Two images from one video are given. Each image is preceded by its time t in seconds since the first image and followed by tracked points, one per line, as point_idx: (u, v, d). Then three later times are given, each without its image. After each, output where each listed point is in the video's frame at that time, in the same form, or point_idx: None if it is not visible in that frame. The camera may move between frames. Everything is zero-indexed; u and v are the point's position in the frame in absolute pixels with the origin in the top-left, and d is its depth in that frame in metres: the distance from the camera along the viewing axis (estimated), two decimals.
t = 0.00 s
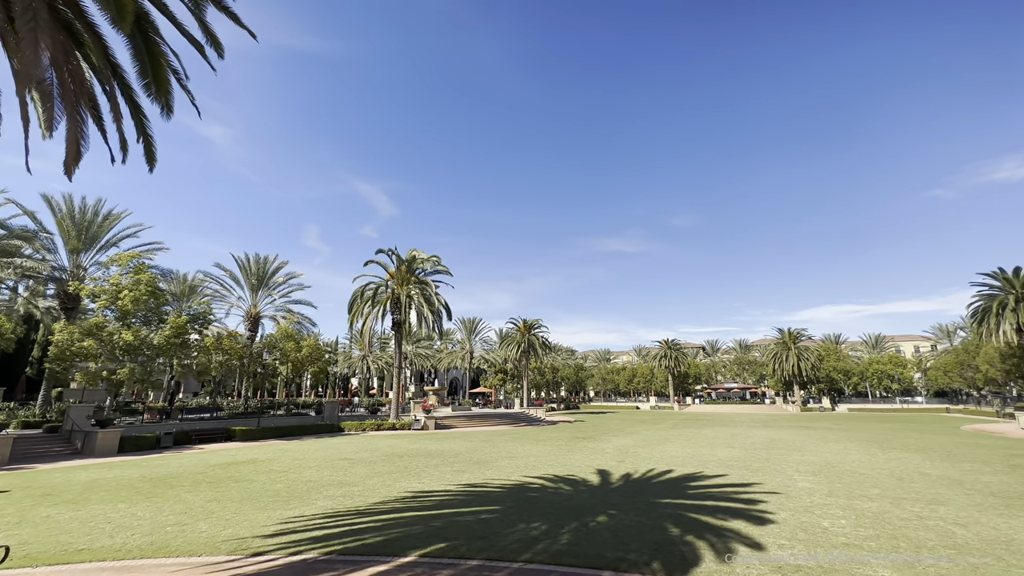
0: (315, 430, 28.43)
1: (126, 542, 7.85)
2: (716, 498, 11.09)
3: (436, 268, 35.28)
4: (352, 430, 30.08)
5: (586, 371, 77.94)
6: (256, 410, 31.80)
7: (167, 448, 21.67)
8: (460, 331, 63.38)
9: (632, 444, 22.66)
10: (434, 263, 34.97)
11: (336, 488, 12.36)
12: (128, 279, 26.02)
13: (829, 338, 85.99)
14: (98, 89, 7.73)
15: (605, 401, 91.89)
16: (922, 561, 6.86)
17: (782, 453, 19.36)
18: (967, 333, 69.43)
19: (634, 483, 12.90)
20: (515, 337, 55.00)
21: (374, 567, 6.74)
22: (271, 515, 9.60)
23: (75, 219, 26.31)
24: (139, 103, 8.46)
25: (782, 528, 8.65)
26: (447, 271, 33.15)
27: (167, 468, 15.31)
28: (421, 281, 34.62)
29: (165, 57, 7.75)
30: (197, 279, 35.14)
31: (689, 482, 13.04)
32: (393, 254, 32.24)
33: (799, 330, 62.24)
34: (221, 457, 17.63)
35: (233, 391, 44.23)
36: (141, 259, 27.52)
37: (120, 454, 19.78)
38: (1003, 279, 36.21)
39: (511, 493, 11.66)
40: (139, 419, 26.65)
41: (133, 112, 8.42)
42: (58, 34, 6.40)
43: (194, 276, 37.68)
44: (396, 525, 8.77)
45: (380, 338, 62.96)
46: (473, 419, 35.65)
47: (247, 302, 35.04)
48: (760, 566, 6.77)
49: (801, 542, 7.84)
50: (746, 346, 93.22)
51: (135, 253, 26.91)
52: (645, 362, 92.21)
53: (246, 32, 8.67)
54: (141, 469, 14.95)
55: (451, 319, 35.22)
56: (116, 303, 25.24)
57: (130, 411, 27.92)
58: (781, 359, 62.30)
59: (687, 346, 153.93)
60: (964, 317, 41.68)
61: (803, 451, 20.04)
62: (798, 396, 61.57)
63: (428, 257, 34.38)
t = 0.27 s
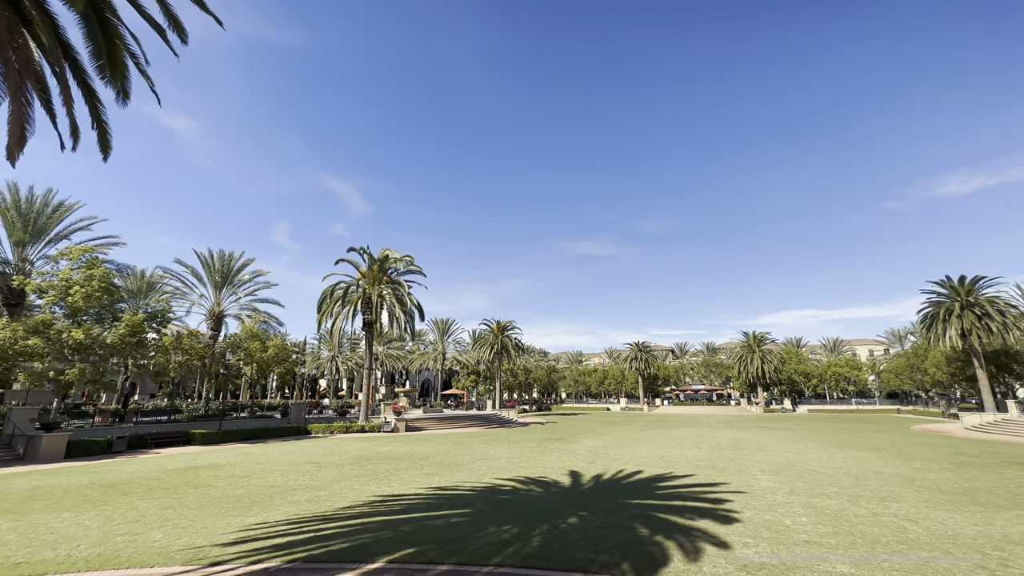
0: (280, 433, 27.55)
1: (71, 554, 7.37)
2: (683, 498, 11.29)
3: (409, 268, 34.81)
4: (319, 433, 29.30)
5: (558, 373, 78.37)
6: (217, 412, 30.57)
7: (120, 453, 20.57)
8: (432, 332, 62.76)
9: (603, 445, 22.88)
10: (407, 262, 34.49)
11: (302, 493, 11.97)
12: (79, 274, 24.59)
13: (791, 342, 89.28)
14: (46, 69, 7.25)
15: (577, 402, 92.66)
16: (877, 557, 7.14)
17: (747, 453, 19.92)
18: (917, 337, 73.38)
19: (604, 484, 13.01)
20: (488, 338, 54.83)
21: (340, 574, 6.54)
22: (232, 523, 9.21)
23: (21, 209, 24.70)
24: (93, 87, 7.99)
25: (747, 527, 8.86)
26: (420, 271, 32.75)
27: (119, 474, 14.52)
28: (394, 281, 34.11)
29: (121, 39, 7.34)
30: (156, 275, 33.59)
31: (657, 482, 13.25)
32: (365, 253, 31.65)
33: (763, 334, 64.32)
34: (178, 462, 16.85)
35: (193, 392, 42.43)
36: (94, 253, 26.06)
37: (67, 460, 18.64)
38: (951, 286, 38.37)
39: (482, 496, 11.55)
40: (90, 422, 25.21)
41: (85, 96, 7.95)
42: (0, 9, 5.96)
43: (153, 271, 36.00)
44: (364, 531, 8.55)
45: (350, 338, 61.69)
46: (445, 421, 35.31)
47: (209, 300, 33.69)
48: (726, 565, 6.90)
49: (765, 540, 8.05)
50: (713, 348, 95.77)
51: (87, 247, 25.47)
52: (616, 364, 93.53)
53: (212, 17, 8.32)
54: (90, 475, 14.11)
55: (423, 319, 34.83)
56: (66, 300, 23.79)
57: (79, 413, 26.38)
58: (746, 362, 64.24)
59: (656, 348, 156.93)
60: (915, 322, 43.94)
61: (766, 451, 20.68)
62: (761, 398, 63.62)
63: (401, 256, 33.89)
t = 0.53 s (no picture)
0: (241, 436, 26.54)
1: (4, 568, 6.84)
2: (651, 498, 11.45)
3: (380, 267, 34.20)
4: (283, 435, 28.37)
5: (529, 374, 78.54)
6: (174, 415, 29.19)
7: (65, 458, 19.35)
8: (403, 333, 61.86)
9: (572, 446, 23.02)
10: (378, 261, 33.87)
11: (263, 498, 11.53)
12: (22, 267, 23.00)
13: (754, 345, 92.40)
14: None
15: (547, 403, 93.12)
16: (833, 551, 7.42)
17: (711, 453, 20.43)
18: (869, 341, 77.29)
19: (574, 485, 13.07)
20: (459, 339, 54.46)
21: None
22: (186, 530, 8.77)
23: None
24: (37, 66, 7.49)
25: (711, 525, 9.06)
26: (391, 270, 32.21)
27: (63, 480, 13.63)
28: (364, 280, 33.46)
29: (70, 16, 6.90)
30: (108, 270, 31.82)
31: (626, 482, 13.41)
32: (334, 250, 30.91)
33: (727, 336, 66.27)
34: (129, 467, 15.98)
35: (147, 394, 40.39)
36: (39, 245, 24.46)
37: (4, 466, 17.40)
38: (901, 293, 40.54)
39: (451, 499, 11.41)
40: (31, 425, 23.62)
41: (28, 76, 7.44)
42: None
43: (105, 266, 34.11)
44: (328, 536, 8.30)
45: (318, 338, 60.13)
46: (414, 423, 34.80)
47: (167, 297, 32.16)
48: (692, 563, 7.02)
49: (728, 538, 8.24)
50: (680, 351, 98.09)
51: (32, 238, 23.88)
52: (586, 366, 94.56)
53: None
54: (30, 483, 13.20)
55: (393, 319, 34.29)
56: (6, 295, 22.22)
57: (19, 416, 24.67)
58: (711, 364, 66.06)
59: (626, 350, 159.56)
60: (868, 327, 46.23)
61: (730, 450, 21.26)
62: (726, 399, 65.56)
63: (372, 255, 33.26)
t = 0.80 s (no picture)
0: (199, 439, 25.44)
1: None
2: (619, 497, 11.60)
3: (349, 265, 33.48)
4: (245, 438, 27.35)
5: (500, 375, 78.47)
6: (126, 417, 27.74)
7: (3, 464, 18.07)
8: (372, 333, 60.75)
9: (543, 447, 23.11)
10: (348, 259, 33.15)
11: (222, 503, 11.06)
12: None
13: (719, 347, 95.16)
14: None
15: (518, 404, 93.20)
16: (793, 547, 7.67)
17: (678, 453, 20.87)
18: (825, 344, 80.88)
19: (543, 486, 13.11)
20: (430, 340, 53.90)
21: None
22: (137, 539, 8.31)
23: None
24: None
25: (678, 524, 9.23)
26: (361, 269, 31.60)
27: None
28: (332, 278, 32.69)
29: None
30: (55, 263, 29.94)
31: (595, 483, 13.53)
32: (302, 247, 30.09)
33: (694, 339, 68.00)
34: (75, 473, 15.05)
35: (97, 395, 38.19)
36: None
37: None
38: (855, 299, 42.55)
39: (420, 502, 11.24)
40: None
41: None
42: None
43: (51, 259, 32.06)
44: (291, 542, 8.03)
45: (283, 337, 58.36)
46: (383, 424, 34.20)
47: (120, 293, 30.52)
48: (659, 562, 7.13)
49: (694, 536, 8.41)
50: (648, 352, 100.03)
51: None
52: (557, 367, 95.22)
53: None
54: None
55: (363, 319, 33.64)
56: None
57: None
58: (678, 365, 67.64)
59: (596, 351, 161.57)
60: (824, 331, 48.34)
61: (695, 450, 21.80)
62: (691, 400, 67.27)
63: (341, 253, 32.53)
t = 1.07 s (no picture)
0: (155, 442, 24.26)
1: None
2: (589, 497, 11.70)
3: (318, 263, 32.67)
4: (204, 440, 26.27)
5: (472, 376, 78.09)
6: (74, 419, 26.21)
7: None
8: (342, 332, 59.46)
9: (513, 448, 23.10)
10: (317, 257, 32.35)
11: (178, 509, 10.57)
12: None
13: (687, 349, 97.55)
14: None
15: (489, 405, 92.99)
16: (755, 544, 7.88)
17: (646, 452, 21.23)
18: (786, 347, 84.06)
19: (514, 487, 13.09)
20: (401, 339, 53.16)
21: None
22: (84, 549, 7.84)
23: None
24: None
25: (646, 523, 9.37)
26: (331, 267, 30.89)
27: None
28: (300, 276, 31.83)
29: None
30: None
31: (565, 483, 13.61)
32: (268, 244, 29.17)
33: (663, 341, 69.39)
34: (15, 479, 14.10)
35: (41, 396, 35.92)
36: None
37: None
38: (814, 303, 44.36)
39: (388, 505, 11.03)
40: None
41: None
42: None
43: None
44: (252, 548, 7.74)
45: (247, 335, 56.41)
46: (351, 426, 33.46)
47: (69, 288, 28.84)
48: (627, 560, 7.21)
49: (661, 535, 8.56)
50: (618, 354, 101.55)
51: None
52: (529, 368, 95.54)
53: None
54: None
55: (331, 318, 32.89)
56: None
57: None
58: (648, 367, 68.91)
59: (567, 353, 162.82)
60: (786, 334, 50.21)
61: (662, 450, 22.23)
62: (659, 400, 68.70)
63: (310, 250, 31.72)
